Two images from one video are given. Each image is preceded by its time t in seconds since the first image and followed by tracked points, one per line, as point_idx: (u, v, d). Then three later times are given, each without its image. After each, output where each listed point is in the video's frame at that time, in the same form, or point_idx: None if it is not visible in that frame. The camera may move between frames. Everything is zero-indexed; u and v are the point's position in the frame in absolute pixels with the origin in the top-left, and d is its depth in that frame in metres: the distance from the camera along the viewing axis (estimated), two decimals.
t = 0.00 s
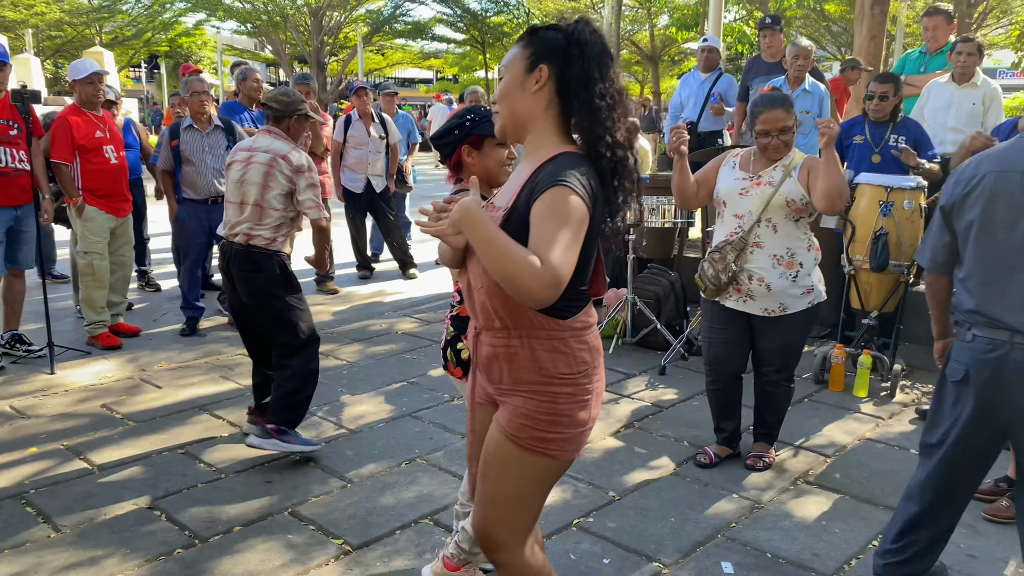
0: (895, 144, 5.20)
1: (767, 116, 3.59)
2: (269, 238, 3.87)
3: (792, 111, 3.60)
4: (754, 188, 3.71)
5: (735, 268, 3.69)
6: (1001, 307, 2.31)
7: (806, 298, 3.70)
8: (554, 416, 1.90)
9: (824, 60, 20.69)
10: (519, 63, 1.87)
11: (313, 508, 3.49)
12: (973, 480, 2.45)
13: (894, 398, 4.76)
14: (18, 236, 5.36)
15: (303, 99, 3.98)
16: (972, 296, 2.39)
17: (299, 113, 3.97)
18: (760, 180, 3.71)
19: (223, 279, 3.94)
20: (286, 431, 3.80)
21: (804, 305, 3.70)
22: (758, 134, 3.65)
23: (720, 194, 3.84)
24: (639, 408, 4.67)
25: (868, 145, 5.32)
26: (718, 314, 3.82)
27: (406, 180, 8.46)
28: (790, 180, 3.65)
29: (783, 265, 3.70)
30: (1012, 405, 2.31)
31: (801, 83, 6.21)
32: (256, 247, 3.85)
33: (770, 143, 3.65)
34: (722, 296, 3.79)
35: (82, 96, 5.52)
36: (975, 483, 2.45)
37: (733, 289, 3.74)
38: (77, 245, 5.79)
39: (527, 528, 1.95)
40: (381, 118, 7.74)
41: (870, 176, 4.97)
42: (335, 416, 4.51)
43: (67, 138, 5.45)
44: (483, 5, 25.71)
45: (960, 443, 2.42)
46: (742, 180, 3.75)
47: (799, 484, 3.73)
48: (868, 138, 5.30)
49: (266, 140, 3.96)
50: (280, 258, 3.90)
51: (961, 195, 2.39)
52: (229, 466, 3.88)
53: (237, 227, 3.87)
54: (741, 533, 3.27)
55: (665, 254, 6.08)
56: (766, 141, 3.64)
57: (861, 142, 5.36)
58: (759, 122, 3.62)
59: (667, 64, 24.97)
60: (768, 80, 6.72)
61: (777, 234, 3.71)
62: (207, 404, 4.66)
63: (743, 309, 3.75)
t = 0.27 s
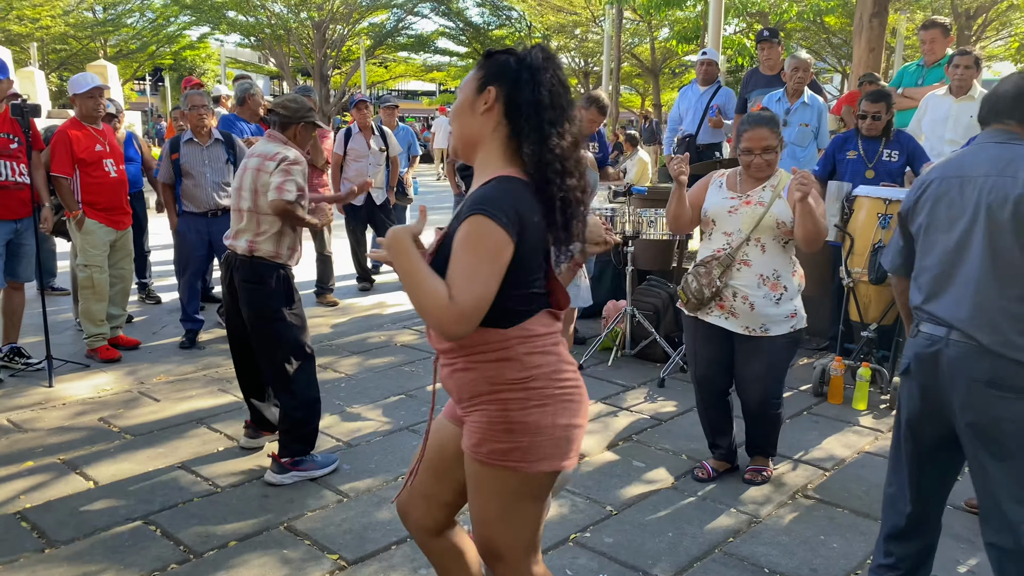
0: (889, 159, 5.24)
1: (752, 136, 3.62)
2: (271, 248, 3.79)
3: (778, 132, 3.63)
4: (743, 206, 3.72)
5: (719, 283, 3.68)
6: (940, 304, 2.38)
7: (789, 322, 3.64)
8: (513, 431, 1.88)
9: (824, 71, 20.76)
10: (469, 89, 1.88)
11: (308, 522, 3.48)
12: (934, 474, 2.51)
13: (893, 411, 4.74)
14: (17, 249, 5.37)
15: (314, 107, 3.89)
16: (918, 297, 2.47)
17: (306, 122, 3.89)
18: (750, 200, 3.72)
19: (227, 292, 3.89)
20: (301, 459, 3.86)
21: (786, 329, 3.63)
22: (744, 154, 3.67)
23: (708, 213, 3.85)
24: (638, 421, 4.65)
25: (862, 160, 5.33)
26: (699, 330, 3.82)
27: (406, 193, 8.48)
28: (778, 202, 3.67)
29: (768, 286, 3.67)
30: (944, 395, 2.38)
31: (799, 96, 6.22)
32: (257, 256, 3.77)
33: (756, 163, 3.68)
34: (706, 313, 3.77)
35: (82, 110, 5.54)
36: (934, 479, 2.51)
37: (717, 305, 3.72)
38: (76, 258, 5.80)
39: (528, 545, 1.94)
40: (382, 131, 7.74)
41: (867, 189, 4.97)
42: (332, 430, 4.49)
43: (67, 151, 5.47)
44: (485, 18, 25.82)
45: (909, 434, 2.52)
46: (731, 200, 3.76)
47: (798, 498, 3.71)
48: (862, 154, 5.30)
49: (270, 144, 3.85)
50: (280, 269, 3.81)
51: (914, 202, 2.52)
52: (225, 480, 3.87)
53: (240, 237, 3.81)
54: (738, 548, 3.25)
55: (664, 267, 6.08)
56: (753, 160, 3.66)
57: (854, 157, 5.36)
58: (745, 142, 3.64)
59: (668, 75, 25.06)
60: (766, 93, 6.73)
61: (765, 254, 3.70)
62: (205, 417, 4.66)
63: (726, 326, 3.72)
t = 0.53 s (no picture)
0: (888, 167, 5.21)
1: (751, 127, 3.61)
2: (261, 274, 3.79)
3: (775, 126, 3.61)
4: (740, 214, 3.65)
5: (722, 293, 3.63)
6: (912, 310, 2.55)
7: (794, 326, 3.60)
8: (421, 448, 1.84)
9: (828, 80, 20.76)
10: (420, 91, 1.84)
11: (305, 538, 3.44)
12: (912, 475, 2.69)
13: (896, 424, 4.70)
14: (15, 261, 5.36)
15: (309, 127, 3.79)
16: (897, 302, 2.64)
17: (306, 143, 3.79)
18: (746, 206, 3.64)
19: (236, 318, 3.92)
20: (297, 475, 3.82)
21: (790, 332, 3.59)
22: (741, 153, 3.64)
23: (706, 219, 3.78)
24: (638, 434, 4.61)
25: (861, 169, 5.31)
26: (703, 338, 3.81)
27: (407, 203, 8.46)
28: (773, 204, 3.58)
29: (770, 291, 3.59)
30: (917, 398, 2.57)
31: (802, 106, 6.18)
32: (257, 282, 3.78)
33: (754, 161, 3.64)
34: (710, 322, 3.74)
35: (81, 121, 5.53)
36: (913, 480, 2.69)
37: (720, 314, 3.70)
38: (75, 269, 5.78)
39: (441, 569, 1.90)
40: (382, 141, 7.72)
41: (869, 200, 4.95)
42: (330, 443, 4.46)
43: (66, 163, 5.46)
44: (488, 28, 25.87)
45: (889, 436, 2.71)
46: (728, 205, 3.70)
47: (800, 513, 3.66)
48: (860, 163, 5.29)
49: (267, 172, 3.78)
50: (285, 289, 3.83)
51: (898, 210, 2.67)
52: (221, 494, 3.84)
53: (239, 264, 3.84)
54: (739, 564, 3.21)
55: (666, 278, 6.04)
56: (749, 160, 3.63)
57: (853, 167, 5.35)
58: (744, 136, 3.63)
59: (671, 85, 25.08)
60: (767, 103, 6.71)
61: (766, 259, 3.61)
62: (202, 430, 4.62)
63: (730, 335, 3.69)
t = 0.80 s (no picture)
0: (890, 177, 5.22)
1: (769, 141, 3.58)
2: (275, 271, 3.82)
3: (794, 139, 3.57)
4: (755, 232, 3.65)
5: (740, 312, 3.62)
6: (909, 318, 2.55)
7: (817, 340, 3.58)
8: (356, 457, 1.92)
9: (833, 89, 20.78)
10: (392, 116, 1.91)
11: (310, 549, 3.44)
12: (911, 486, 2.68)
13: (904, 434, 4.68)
14: (23, 272, 5.39)
15: (315, 121, 3.82)
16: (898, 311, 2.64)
17: (311, 138, 3.82)
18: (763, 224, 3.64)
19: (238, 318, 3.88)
20: (301, 476, 3.89)
21: (814, 347, 3.57)
22: (760, 167, 3.61)
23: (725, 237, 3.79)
24: (644, 445, 4.60)
25: (863, 180, 5.31)
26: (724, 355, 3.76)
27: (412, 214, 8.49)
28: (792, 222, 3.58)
29: (792, 308, 3.59)
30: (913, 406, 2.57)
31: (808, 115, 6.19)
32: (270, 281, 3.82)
33: (774, 175, 3.60)
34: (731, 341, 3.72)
35: (89, 132, 5.56)
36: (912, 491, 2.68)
37: (742, 333, 3.67)
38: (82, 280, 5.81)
39: None
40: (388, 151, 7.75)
41: (875, 209, 4.92)
42: (336, 454, 4.47)
43: (74, 174, 5.48)
44: (493, 38, 25.98)
45: (891, 442, 2.71)
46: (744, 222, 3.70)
47: (806, 524, 3.65)
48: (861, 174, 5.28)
49: (276, 168, 3.79)
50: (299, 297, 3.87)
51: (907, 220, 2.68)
52: (227, 505, 3.85)
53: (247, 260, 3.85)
54: None
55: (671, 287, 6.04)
56: (768, 174, 3.60)
57: (855, 178, 5.34)
58: (763, 150, 3.59)
59: (677, 93, 25.13)
60: (773, 112, 6.71)
61: (784, 276, 3.61)
62: (208, 440, 4.63)
63: (753, 354, 3.66)
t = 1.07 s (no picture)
0: (897, 184, 5.21)
1: (788, 147, 3.60)
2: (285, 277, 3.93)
3: (812, 146, 3.60)
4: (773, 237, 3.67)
5: (757, 317, 3.64)
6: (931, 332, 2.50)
7: (832, 346, 3.61)
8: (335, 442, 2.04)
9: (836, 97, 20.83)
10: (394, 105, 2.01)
11: (315, 556, 3.44)
12: (929, 497, 2.66)
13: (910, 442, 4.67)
14: (30, 280, 5.40)
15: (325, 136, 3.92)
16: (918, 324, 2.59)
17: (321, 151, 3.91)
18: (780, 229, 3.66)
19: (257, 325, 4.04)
20: (307, 473, 4.04)
21: (829, 353, 3.60)
22: (780, 173, 3.62)
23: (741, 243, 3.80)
24: (650, 452, 4.60)
25: (870, 188, 5.30)
26: (740, 358, 3.77)
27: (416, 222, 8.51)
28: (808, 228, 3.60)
29: (809, 313, 3.61)
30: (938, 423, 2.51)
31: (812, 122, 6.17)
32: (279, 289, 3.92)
33: (793, 180, 3.61)
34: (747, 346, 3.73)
35: (94, 141, 5.59)
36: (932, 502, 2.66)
37: (757, 338, 3.68)
38: (88, 289, 5.83)
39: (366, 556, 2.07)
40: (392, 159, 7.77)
41: (879, 215, 4.91)
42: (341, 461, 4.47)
43: (80, 183, 5.51)
44: (497, 47, 26.09)
45: (910, 455, 2.66)
46: (761, 229, 3.71)
47: (813, 532, 3.63)
48: (868, 182, 5.26)
49: (285, 186, 3.88)
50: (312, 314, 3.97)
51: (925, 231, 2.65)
52: (232, 513, 3.85)
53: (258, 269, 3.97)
54: None
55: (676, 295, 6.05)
56: (788, 181, 3.62)
57: (862, 185, 5.32)
58: (783, 155, 3.61)
59: (680, 101, 25.19)
60: (777, 120, 6.72)
61: (801, 282, 3.64)
62: (213, 448, 4.64)
63: (769, 359, 3.67)
